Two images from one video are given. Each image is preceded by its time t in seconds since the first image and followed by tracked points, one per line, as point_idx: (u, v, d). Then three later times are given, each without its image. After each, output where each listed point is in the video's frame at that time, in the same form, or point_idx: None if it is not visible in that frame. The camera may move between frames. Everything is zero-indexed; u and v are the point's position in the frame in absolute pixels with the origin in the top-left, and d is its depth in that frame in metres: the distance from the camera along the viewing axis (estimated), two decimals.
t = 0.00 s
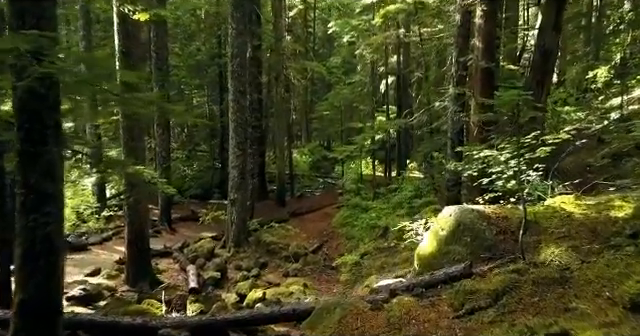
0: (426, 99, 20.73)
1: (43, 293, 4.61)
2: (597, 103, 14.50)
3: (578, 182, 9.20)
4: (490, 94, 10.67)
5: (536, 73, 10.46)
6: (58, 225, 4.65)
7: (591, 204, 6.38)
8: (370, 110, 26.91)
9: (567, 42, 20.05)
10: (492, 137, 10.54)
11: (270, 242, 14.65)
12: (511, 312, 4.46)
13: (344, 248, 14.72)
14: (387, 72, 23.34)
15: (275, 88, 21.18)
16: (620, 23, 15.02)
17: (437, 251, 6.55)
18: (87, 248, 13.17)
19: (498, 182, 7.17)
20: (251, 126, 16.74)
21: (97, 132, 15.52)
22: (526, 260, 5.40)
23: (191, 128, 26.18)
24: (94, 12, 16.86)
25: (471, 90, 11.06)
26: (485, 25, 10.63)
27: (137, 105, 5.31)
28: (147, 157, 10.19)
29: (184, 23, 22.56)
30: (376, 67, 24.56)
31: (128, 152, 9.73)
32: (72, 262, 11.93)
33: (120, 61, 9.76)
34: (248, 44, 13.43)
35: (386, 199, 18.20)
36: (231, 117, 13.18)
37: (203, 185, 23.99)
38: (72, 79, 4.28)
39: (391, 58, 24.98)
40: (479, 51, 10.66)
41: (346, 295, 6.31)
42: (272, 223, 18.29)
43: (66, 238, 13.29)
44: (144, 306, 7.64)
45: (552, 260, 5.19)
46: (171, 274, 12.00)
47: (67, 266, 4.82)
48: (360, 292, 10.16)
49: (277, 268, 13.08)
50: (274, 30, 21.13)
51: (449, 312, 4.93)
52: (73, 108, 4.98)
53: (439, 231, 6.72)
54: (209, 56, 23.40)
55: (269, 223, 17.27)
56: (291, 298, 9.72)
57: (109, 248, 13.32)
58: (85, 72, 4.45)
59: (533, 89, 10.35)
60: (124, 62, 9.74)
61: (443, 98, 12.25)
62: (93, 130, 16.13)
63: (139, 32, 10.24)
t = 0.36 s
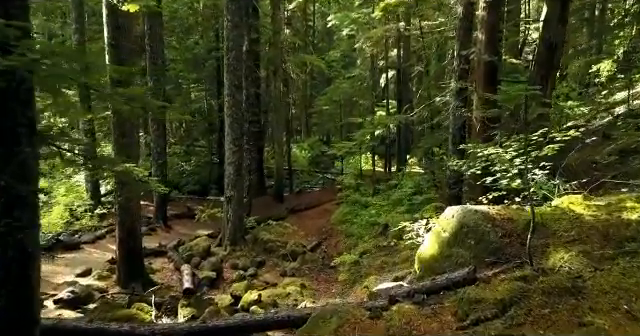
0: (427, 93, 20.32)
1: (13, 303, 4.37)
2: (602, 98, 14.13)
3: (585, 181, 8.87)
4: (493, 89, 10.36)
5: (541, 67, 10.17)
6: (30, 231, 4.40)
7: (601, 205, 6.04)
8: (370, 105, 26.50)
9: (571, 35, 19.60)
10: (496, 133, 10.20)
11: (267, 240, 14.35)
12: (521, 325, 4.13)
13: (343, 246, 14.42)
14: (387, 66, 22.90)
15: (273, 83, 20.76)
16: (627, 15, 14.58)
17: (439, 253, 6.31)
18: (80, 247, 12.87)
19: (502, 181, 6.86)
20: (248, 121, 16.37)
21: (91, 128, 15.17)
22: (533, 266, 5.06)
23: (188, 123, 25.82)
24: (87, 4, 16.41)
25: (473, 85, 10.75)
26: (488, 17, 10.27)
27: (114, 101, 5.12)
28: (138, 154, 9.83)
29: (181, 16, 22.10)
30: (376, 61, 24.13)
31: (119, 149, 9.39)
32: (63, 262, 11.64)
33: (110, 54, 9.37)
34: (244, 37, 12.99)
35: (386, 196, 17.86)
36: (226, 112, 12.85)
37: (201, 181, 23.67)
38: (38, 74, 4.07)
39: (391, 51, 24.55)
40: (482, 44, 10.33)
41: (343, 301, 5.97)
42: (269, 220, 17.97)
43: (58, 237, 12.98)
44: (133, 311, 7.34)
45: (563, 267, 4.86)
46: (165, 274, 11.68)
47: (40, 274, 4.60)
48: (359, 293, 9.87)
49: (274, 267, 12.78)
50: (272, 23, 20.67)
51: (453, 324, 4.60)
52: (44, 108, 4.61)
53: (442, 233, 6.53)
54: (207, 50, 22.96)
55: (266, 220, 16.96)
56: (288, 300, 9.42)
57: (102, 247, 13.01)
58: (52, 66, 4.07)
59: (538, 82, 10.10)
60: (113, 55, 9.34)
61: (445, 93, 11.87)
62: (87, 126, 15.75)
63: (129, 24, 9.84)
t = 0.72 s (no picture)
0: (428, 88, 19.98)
1: None
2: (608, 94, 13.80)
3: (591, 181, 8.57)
4: (496, 85, 10.06)
5: (545, 62, 9.88)
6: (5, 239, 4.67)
7: (612, 208, 5.75)
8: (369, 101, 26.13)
9: (575, 29, 19.21)
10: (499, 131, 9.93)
11: (264, 238, 14.07)
12: None
13: (342, 245, 14.15)
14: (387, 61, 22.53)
15: (271, 78, 20.41)
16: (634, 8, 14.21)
17: (441, 256, 5.97)
18: (73, 246, 12.64)
19: (507, 181, 6.58)
20: (245, 118, 16.06)
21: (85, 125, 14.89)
22: (541, 274, 4.77)
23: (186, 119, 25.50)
24: None
25: (476, 80, 10.44)
26: (491, 11, 9.96)
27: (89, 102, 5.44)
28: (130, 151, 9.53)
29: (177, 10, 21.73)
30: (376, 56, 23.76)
31: (110, 147, 9.11)
32: (55, 262, 11.39)
33: (99, 49, 9.06)
34: (241, 31, 12.63)
35: (386, 193, 17.56)
36: (222, 108, 12.54)
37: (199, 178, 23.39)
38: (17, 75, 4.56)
39: (391, 46, 24.18)
40: (485, 38, 10.02)
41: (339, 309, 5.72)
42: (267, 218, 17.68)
43: (50, 236, 12.73)
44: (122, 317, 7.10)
45: (573, 275, 4.58)
46: (159, 274, 11.41)
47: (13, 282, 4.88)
48: (358, 294, 9.59)
49: (271, 267, 12.52)
50: (270, 17, 20.29)
51: None
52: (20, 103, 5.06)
53: (443, 236, 6.21)
54: (204, 44, 22.59)
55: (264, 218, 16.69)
56: (284, 302, 9.16)
57: (96, 246, 12.75)
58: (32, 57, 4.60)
59: (542, 77, 9.80)
60: (103, 49, 9.04)
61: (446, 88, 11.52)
62: (81, 122, 15.46)
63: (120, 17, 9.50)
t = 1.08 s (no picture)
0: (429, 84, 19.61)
1: None
2: (615, 89, 13.43)
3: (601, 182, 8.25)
4: (499, 81, 9.75)
5: (552, 56, 9.51)
6: None
7: (625, 211, 5.46)
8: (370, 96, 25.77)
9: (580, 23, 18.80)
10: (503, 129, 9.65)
11: (262, 237, 13.78)
12: None
13: (341, 244, 13.86)
14: (388, 56, 22.16)
15: (270, 73, 20.05)
16: None
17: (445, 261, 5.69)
18: (65, 247, 12.43)
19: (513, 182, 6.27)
20: (242, 114, 15.74)
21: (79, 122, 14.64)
22: (550, 283, 4.49)
23: (183, 116, 25.18)
24: None
25: (479, 75, 10.11)
26: (496, 3, 9.60)
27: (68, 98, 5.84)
28: (121, 150, 9.22)
29: (174, 5, 21.38)
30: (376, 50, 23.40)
31: (100, 145, 8.83)
32: (47, 263, 11.14)
33: (88, 43, 8.78)
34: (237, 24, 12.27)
35: (386, 190, 17.24)
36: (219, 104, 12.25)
37: (197, 175, 23.10)
38: None
39: (392, 40, 23.78)
40: (489, 32, 9.67)
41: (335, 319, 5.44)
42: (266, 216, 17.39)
43: (43, 236, 12.49)
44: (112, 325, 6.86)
45: (585, 286, 4.31)
46: (153, 275, 11.12)
47: None
48: (357, 297, 9.30)
49: (268, 267, 12.23)
50: (268, 11, 19.91)
51: None
52: None
53: (446, 239, 5.90)
54: (202, 39, 22.23)
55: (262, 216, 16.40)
56: (281, 305, 8.87)
57: (90, 246, 12.50)
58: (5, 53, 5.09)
59: (549, 72, 9.49)
60: (91, 44, 8.75)
61: (448, 84, 11.19)
62: (75, 119, 15.18)
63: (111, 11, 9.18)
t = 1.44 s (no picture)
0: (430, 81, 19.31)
1: None
2: (620, 86, 13.14)
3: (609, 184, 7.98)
4: (504, 78, 9.45)
5: (558, 53, 9.26)
6: None
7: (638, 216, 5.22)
8: (370, 94, 25.45)
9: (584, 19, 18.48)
10: (508, 128, 9.37)
11: (260, 237, 13.54)
12: None
13: (341, 245, 13.62)
14: (388, 53, 21.86)
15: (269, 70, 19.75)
16: None
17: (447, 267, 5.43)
18: (60, 248, 12.16)
19: (520, 185, 5.99)
20: (241, 112, 15.47)
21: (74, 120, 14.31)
22: (562, 295, 4.27)
23: (182, 113, 24.88)
24: None
25: (482, 73, 9.83)
26: None
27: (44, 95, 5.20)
28: (113, 150, 8.94)
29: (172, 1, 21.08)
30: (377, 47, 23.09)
31: (91, 145, 8.56)
32: (40, 265, 10.89)
33: (79, 40, 8.52)
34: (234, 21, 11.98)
35: (387, 189, 16.99)
36: (217, 102, 11.98)
37: (196, 173, 22.85)
38: None
39: (393, 37, 23.47)
40: (493, 28, 9.38)
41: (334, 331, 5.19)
42: (265, 216, 17.13)
43: (37, 237, 12.22)
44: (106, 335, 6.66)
45: (599, 299, 4.09)
46: (149, 277, 10.88)
47: None
48: (357, 301, 9.04)
49: (266, 268, 11.99)
50: (267, 7, 19.59)
51: None
52: None
53: (449, 245, 5.63)
54: (200, 36, 21.94)
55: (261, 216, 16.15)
56: (279, 309, 8.64)
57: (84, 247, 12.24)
58: None
59: (556, 69, 9.23)
60: (82, 41, 8.47)
61: (451, 82, 10.89)
62: (70, 117, 14.90)
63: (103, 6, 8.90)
